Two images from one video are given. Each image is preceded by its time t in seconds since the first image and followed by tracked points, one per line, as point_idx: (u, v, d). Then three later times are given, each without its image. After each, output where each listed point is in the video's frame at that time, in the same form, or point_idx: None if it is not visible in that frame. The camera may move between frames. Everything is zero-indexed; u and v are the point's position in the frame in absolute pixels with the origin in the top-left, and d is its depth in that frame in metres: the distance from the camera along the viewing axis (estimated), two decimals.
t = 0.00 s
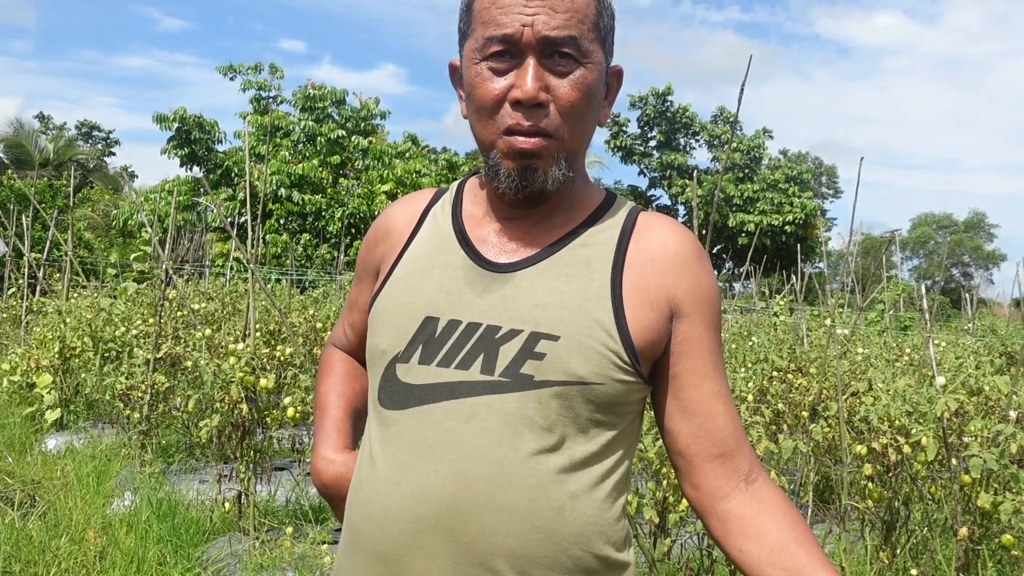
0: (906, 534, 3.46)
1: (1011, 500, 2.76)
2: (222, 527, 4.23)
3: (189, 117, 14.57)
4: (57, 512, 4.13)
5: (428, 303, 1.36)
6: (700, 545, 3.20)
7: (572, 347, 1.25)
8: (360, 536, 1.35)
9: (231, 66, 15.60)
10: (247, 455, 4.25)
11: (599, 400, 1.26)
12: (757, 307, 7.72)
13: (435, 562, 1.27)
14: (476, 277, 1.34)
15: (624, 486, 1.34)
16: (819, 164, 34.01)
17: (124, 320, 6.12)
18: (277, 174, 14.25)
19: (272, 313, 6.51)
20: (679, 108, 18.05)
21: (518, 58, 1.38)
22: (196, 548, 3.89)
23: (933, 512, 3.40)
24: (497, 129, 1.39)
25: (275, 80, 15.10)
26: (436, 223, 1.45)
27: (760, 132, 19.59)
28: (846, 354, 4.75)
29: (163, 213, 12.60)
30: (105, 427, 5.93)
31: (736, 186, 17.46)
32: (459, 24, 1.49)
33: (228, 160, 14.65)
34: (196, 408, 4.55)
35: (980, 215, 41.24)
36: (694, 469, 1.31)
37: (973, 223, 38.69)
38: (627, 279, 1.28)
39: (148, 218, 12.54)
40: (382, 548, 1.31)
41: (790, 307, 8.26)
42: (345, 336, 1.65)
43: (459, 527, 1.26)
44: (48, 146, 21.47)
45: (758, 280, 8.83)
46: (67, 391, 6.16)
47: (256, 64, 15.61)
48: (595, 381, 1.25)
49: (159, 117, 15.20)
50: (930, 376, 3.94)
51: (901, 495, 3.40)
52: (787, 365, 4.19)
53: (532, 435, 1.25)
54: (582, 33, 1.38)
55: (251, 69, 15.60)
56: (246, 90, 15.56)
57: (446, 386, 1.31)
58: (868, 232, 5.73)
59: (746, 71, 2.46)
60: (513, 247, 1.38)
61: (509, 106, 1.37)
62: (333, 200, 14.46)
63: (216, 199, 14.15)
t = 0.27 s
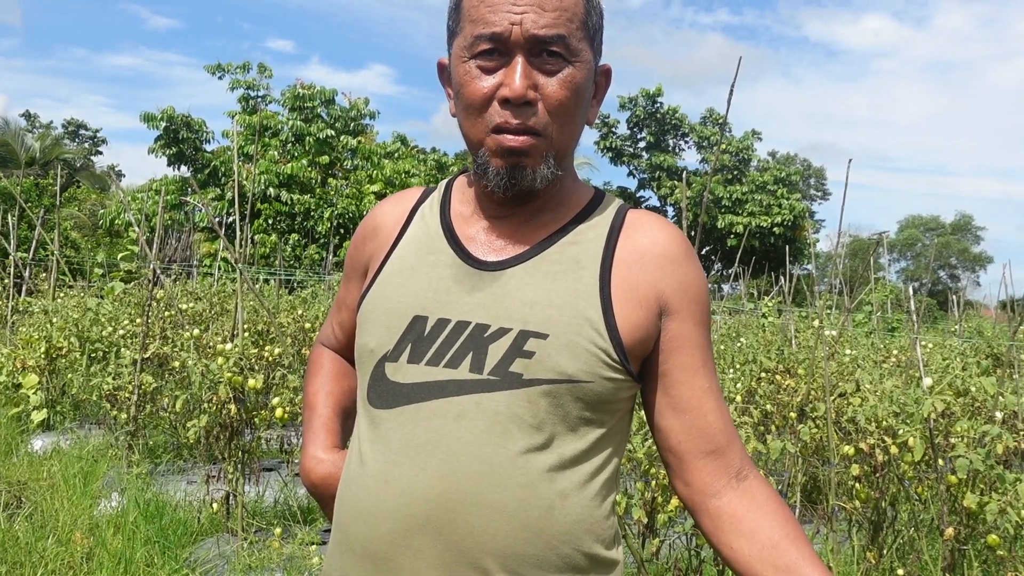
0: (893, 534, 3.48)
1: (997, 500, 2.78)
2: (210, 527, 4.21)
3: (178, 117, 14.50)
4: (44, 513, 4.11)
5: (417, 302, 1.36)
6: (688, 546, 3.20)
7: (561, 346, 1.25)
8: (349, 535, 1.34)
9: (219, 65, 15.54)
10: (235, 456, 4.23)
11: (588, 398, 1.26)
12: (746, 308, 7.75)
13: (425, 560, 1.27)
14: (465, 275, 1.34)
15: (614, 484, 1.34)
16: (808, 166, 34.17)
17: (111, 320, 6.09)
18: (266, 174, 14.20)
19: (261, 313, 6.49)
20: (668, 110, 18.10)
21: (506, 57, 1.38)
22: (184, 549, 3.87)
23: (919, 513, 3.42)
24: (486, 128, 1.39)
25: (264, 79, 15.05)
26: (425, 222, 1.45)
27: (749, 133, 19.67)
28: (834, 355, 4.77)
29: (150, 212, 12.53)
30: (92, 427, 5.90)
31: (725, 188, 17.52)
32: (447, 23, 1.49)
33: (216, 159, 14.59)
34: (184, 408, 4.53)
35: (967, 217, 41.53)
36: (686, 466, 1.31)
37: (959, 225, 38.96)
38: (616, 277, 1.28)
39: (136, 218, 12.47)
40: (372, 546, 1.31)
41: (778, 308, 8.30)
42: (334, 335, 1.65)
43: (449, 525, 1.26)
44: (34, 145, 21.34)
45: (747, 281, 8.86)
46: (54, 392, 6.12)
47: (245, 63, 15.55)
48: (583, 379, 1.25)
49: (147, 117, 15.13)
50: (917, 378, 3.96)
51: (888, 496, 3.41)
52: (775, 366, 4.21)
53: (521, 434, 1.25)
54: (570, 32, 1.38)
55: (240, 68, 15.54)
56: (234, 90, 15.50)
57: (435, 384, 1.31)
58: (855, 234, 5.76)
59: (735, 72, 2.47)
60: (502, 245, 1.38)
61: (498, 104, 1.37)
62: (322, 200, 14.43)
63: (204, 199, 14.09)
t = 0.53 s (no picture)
0: (887, 536, 3.48)
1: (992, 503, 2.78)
2: (204, 527, 4.19)
3: (172, 115, 14.47)
4: (36, 511, 4.09)
5: (416, 303, 1.35)
6: (683, 547, 3.20)
7: (561, 348, 1.25)
8: (347, 537, 1.34)
9: (214, 63, 15.51)
10: (230, 456, 4.22)
11: (588, 400, 1.26)
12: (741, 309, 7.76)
13: (424, 562, 1.26)
14: (464, 277, 1.34)
15: (613, 487, 1.33)
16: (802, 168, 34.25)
17: (105, 319, 6.07)
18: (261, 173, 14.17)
19: (255, 312, 6.48)
20: (664, 111, 18.12)
21: (505, 59, 1.38)
22: (178, 548, 3.86)
23: (914, 515, 3.43)
24: (484, 130, 1.39)
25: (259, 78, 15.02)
26: (423, 223, 1.44)
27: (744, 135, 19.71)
28: (828, 357, 4.79)
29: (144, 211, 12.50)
30: (85, 426, 5.88)
31: (720, 189, 17.56)
32: (445, 25, 1.48)
33: (211, 158, 14.56)
34: (178, 407, 4.51)
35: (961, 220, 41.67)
36: (686, 468, 1.31)
37: (953, 227, 39.10)
38: (615, 279, 1.28)
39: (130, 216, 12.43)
40: (370, 548, 1.30)
41: (773, 310, 8.32)
42: (330, 335, 1.64)
43: (448, 527, 1.25)
44: (27, 142, 21.28)
45: (742, 283, 8.88)
46: (47, 390, 6.10)
47: (240, 62, 15.52)
48: (583, 382, 1.25)
49: (141, 115, 15.09)
50: (911, 380, 3.97)
51: (883, 498, 3.42)
52: (770, 367, 4.22)
53: (520, 436, 1.25)
54: (569, 34, 1.37)
55: (235, 67, 15.51)
56: (229, 88, 15.47)
57: (433, 386, 1.30)
58: (850, 236, 5.78)
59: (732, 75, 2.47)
60: (501, 247, 1.38)
61: (496, 107, 1.36)
62: (316, 199, 14.41)
63: (198, 197, 14.06)
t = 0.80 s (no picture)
0: (886, 537, 3.48)
1: (990, 504, 2.78)
2: (202, 526, 4.19)
3: (171, 114, 14.46)
4: (35, 510, 4.08)
5: (416, 301, 1.35)
6: (681, 547, 3.20)
7: (562, 346, 1.25)
8: (346, 536, 1.34)
9: (213, 62, 15.50)
10: (228, 455, 4.21)
11: (588, 400, 1.26)
12: (740, 310, 7.76)
13: (423, 562, 1.26)
14: (465, 275, 1.34)
15: (612, 486, 1.33)
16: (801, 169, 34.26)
17: (104, 317, 6.07)
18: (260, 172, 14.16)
19: (254, 311, 6.47)
20: (663, 111, 18.13)
21: (510, 55, 1.38)
22: (176, 547, 3.85)
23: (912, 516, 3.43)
24: (488, 128, 1.39)
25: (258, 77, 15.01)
26: (424, 220, 1.44)
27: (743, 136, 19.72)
28: (827, 358, 4.79)
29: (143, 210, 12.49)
30: (83, 425, 5.88)
31: (719, 190, 17.56)
32: (450, 21, 1.48)
33: (210, 157, 14.54)
34: (176, 406, 4.51)
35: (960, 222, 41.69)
36: (686, 469, 1.31)
37: (952, 229, 39.13)
38: (617, 279, 1.28)
39: (129, 215, 12.43)
40: (369, 547, 1.30)
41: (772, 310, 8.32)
42: (329, 333, 1.64)
43: (448, 527, 1.25)
44: (26, 140, 21.27)
45: (741, 284, 8.88)
46: (45, 389, 6.10)
47: (240, 61, 15.51)
48: (584, 381, 1.25)
49: (140, 114, 15.08)
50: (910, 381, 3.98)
51: (882, 499, 3.42)
52: (769, 368, 4.22)
53: (520, 435, 1.25)
54: (574, 31, 1.37)
55: (235, 66, 15.50)
56: (229, 87, 15.46)
57: (434, 384, 1.30)
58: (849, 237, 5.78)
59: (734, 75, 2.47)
60: (502, 245, 1.38)
61: (501, 104, 1.36)
62: (316, 199, 14.41)
63: (197, 196, 14.05)
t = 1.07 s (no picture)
0: (884, 538, 3.48)
1: (988, 506, 2.77)
2: (200, 526, 4.18)
3: (172, 113, 14.45)
4: (33, 510, 4.08)
5: (409, 305, 1.34)
6: (679, 549, 3.20)
7: (555, 352, 1.24)
8: (338, 541, 1.33)
9: (214, 62, 15.50)
10: (226, 455, 4.20)
11: (581, 405, 1.25)
12: (739, 311, 7.76)
13: (414, 566, 1.26)
14: (458, 280, 1.33)
15: (605, 492, 1.33)
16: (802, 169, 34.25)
17: (103, 317, 6.07)
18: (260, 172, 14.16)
19: (253, 311, 6.47)
20: (664, 111, 18.11)
21: (502, 61, 1.37)
22: (173, 548, 3.85)
23: (910, 517, 3.42)
24: (480, 133, 1.38)
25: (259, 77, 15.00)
26: (417, 224, 1.43)
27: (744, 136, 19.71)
28: (826, 359, 4.78)
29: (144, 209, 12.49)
30: (82, 425, 5.87)
31: (720, 190, 17.56)
32: (442, 26, 1.48)
33: (210, 156, 14.54)
34: (174, 406, 4.50)
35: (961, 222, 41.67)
36: (676, 474, 1.30)
37: (953, 229, 39.12)
38: (609, 283, 1.28)
39: (129, 215, 12.42)
40: (360, 552, 1.30)
41: (771, 311, 8.32)
42: (323, 336, 1.64)
43: (439, 532, 1.25)
44: (26, 139, 21.28)
45: (741, 284, 8.87)
46: (44, 388, 6.09)
47: (240, 61, 15.51)
48: (577, 386, 1.24)
49: (141, 113, 15.08)
50: (908, 382, 3.97)
51: (879, 500, 3.41)
52: (768, 369, 4.21)
53: (512, 440, 1.25)
54: (567, 37, 1.37)
55: (235, 65, 15.50)
56: (229, 87, 15.46)
57: (427, 389, 1.29)
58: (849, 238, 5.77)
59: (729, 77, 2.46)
60: (495, 249, 1.38)
61: (493, 110, 1.36)
62: (316, 199, 14.41)
63: (198, 196, 14.05)
